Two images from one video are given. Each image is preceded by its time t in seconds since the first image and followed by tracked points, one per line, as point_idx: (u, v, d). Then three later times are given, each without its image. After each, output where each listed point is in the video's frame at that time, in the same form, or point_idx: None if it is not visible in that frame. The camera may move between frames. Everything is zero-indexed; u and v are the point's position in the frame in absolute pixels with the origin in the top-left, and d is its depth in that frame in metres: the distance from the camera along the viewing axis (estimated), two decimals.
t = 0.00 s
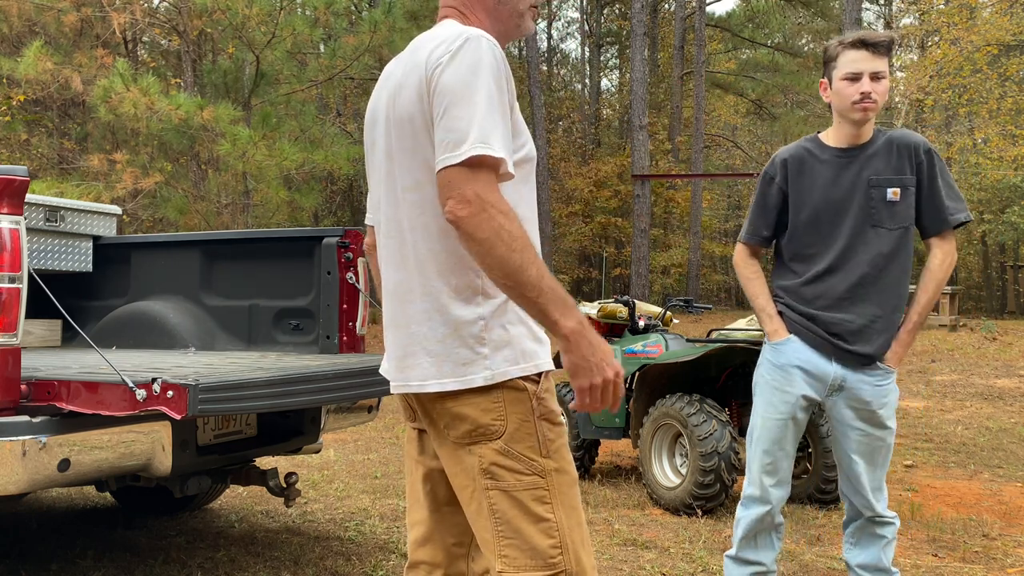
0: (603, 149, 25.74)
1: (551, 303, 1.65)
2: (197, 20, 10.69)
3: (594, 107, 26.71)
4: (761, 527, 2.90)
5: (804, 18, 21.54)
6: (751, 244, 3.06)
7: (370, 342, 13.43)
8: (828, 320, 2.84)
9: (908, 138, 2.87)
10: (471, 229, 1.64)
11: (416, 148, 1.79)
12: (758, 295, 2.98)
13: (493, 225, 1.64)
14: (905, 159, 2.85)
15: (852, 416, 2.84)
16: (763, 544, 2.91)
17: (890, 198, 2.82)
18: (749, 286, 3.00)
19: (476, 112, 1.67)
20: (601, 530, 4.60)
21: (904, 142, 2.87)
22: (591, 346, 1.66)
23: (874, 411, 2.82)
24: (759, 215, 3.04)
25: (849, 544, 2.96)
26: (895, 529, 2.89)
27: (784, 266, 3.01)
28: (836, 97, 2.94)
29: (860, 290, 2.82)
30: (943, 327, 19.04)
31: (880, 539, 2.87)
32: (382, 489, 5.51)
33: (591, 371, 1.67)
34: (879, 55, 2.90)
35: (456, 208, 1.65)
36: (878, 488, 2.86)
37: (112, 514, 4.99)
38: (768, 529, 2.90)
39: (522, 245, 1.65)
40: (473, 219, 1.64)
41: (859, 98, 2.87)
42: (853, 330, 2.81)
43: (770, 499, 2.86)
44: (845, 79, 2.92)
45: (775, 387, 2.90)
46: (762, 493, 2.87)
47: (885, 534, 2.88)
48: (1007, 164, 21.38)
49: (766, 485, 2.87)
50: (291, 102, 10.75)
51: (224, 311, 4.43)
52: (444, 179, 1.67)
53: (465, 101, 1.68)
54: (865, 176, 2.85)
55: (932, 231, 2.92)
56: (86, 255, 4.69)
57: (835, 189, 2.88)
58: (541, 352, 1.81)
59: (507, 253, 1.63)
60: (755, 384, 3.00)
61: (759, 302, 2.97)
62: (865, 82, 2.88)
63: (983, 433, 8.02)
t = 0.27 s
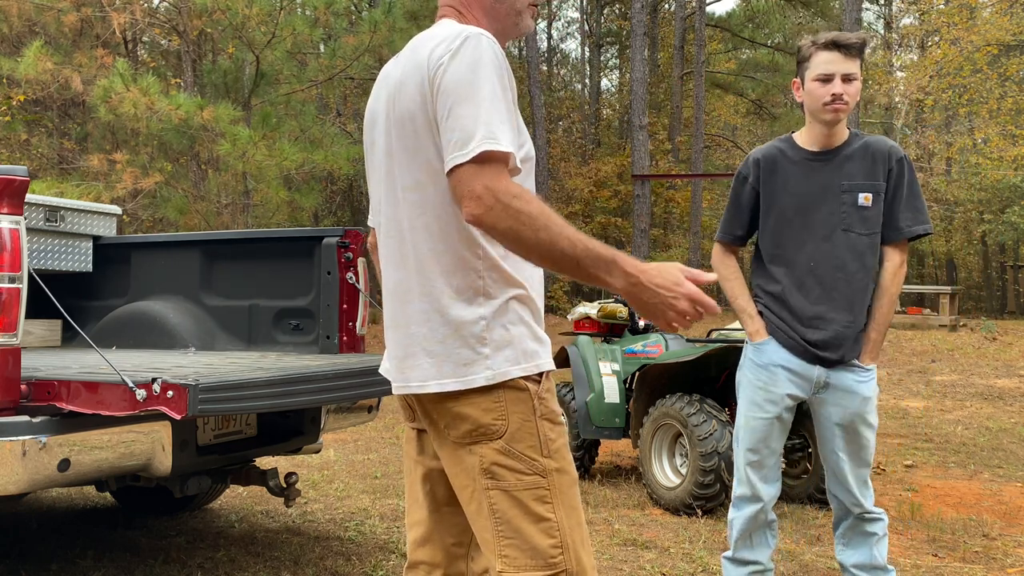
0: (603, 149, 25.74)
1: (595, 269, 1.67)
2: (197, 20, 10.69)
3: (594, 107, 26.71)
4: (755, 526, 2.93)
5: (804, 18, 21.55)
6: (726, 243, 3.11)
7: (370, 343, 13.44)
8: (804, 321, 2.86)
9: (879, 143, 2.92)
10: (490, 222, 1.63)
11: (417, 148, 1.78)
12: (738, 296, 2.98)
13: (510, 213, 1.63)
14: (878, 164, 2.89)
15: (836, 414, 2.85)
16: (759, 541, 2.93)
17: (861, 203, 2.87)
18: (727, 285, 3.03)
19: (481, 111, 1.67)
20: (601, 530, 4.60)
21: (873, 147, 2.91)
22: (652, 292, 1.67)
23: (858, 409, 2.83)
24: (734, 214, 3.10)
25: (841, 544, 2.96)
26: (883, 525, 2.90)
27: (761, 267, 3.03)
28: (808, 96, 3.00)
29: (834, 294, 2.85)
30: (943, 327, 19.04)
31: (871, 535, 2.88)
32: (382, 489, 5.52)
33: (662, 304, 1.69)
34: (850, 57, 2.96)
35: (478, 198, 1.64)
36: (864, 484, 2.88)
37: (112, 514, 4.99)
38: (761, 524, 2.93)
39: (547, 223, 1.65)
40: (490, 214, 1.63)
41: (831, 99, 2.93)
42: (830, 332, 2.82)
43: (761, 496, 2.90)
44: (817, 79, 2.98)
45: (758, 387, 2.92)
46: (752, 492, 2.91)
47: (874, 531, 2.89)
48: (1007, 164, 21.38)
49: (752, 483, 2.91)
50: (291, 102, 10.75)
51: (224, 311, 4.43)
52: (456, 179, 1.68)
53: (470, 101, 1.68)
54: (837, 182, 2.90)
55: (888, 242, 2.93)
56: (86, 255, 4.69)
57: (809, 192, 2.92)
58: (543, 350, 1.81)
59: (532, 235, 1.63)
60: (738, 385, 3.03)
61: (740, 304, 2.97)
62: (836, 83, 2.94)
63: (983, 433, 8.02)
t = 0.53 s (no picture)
0: (603, 149, 25.75)
1: (605, 255, 1.68)
2: (197, 19, 10.69)
3: (593, 107, 26.71)
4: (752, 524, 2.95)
5: (804, 18, 21.58)
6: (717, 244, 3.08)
7: (371, 343, 13.43)
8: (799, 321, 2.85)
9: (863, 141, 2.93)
10: (495, 220, 1.63)
11: (419, 148, 1.78)
12: (735, 302, 2.94)
13: (516, 210, 1.63)
14: (863, 162, 2.90)
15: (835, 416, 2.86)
16: (756, 538, 2.94)
17: (848, 202, 2.88)
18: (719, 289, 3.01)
19: (482, 109, 1.67)
20: (601, 530, 4.60)
21: (857, 146, 2.92)
22: (661, 273, 1.70)
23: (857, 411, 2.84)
24: (723, 215, 3.08)
25: (839, 545, 2.96)
26: (883, 526, 2.90)
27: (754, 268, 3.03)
28: (791, 99, 3.00)
29: (828, 292, 2.85)
30: (943, 327, 19.04)
31: (870, 538, 2.88)
32: (382, 489, 5.52)
33: (671, 284, 1.72)
34: (835, 60, 2.96)
35: (483, 196, 1.64)
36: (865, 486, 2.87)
37: (112, 514, 4.99)
38: (759, 523, 2.95)
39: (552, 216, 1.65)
40: (496, 212, 1.63)
41: (813, 102, 2.92)
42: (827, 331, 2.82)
43: (760, 496, 2.92)
44: (801, 82, 2.98)
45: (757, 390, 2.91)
46: (750, 493, 2.93)
47: (874, 531, 2.88)
48: (1007, 164, 21.38)
49: (751, 483, 2.93)
50: (291, 102, 10.74)
51: (224, 311, 4.43)
52: (458, 178, 1.67)
53: (472, 100, 1.68)
54: (825, 181, 2.90)
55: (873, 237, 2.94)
56: (86, 255, 4.69)
57: (799, 190, 2.92)
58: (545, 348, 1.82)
59: (541, 230, 1.64)
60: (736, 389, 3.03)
61: (736, 309, 2.94)
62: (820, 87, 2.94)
63: (983, 433, 8.02)
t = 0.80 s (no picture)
0: (603, 149, 25.76)
1: (581, 279, 1.67)
2: (197, 19, 10.69)
3: (593, 107, 26.71)
4: (756, 525, 2.95)
5: (804, 18, 21.61)
6: (723, 245, 3.05)
7: (371, 343, 13.44)
8: (806, 321, 2.85)
9: (861, 139, 2.95)
10: (489, 224, 1.63)
11: (423, 147, 1.79)
12: (742, 305, 2.95)
13: (510, 217, 1.63)
14: (862, 159, 2.92)
15: (843, 418, 2.87)
16: (758, 537, 2.95)
17: (852, 199, 2.88)
18: (727, 292, 3.00)
19: (485, 108, 1.67)
20: (601, 530, 4.60)
21: (857, 144, 2.94)
22: (625, 308, 1.67)
23: (867, 413, 2.84)
24: (727, 219, 3.06)
25: (844, 545, 2.97)
26: (888, 526, 2.91)
27: (758, 270, 3.01)
28: (790, 102, 3.01)
29: (836, 290, 2.84)
30: (943, 327, 19.03)
31: (876, 538, 2.89)
32: (382, 489, 5.52)
33: (632, 323, 1.70)
34: (834, 63, 2.98)
35: (477, 198, 1.64)
36: (875, 488, 2.87)
37: (112, 514, 4.99)
38: (761, 522, 2.96)
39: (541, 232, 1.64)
40: (488, 216, 1.63)
41: (812, 103, 2.93)
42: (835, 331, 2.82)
43: (765, 498, 2.93)
44: (800, 84, 2.99)
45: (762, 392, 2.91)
46: (757, 496, 2.92)
47: (879, 531, 2.90)
48: (1007, 164, 21.38)
49: (756, 485, 2.93)
50: (291, 102, 10.74)
51: (224, 311, 4.43)
52: (456, 175, 1.67)
53: (475, 99, 1.68)
54: (828, 179, 2.91)
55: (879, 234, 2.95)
56: (86, 255, 4.69)
57: (803, 190, 2.92)
58: (547, 350, 1.82)
59: (530, 241, 1.63)
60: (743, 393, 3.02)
61: (743, 313, 2.94)
62: (819, 88, 2.95)
63: (983, 433, 8.02)
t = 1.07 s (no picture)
0: (603, 149, 25.76)
1: (572, 292, 1.68)
2: (197, 19, 10.69)
3: (593, 107, 26.71)
4: (759, 527, 2.95)
5: (804, 18, 21.63)
6: (732, 250, 3.05)
7: (371, 343, 13.44)
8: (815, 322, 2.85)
9: (872, 144, 2.96)
10: (487, 225, 1.64)
11: (424, 148, 1.79)
12: (753, 307, 2.94)
13: (510, 221, 1.64)
14: (873, 163, 2.94)
15: (852, 420, 2.88)
16: (762, 539, 2.95)
17: (863, 201, 2.89)
18: (737, 294, 2.99)
19: (488, 109, 1.67)
20: (601, 530, 4.60)
21: (869, 148, 2.95)
22: (604, 330, 1.71)
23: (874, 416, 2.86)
24: (737, 222, 3.05)
25: (846, 545, 2.98)
26: (892, 526, 2.92)
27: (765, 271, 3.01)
28: (801, 101, 3.00)
29: (846, 291, 2.85)
30: (943, 327, 19.03)
31: (879, 539, 2.90)
32: (382, 489, 5.52)
33: (609, 341, 1.74)
34: (844, 63, 2.97)
35: (472, 201, 1.65)
36: (879, 489, 2.89)
37: (112, 514, 4.99)
38: (766, 525, 2.95)
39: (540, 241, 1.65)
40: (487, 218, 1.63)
41: (823, 104, 2.93)
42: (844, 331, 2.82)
43: (771, 501, 2.93)
44: (811, 84, 2.98)
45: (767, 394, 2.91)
46: (762, 499, 2.92)
47: (883, 531, 2.91)
48: (1007, 164, 21.39)
49: (763, 488, 2.92)
50: (291, 102, 10.75)
51: (224, 311, 4.43)
52: (456, 175, 1.67)
53: (476, 100, 1.68)
54: (839, 181, 2.91)
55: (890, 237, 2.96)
56: (86, 255, 4.69)
57: (813, 192, 2.92)
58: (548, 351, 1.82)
59: (527, 248, 1.64)
60: (753, 395, 3.01)
61: (753, 314, 2.94)
62: (830, 88, 2.94)
63: (983, 433, 8.01)
